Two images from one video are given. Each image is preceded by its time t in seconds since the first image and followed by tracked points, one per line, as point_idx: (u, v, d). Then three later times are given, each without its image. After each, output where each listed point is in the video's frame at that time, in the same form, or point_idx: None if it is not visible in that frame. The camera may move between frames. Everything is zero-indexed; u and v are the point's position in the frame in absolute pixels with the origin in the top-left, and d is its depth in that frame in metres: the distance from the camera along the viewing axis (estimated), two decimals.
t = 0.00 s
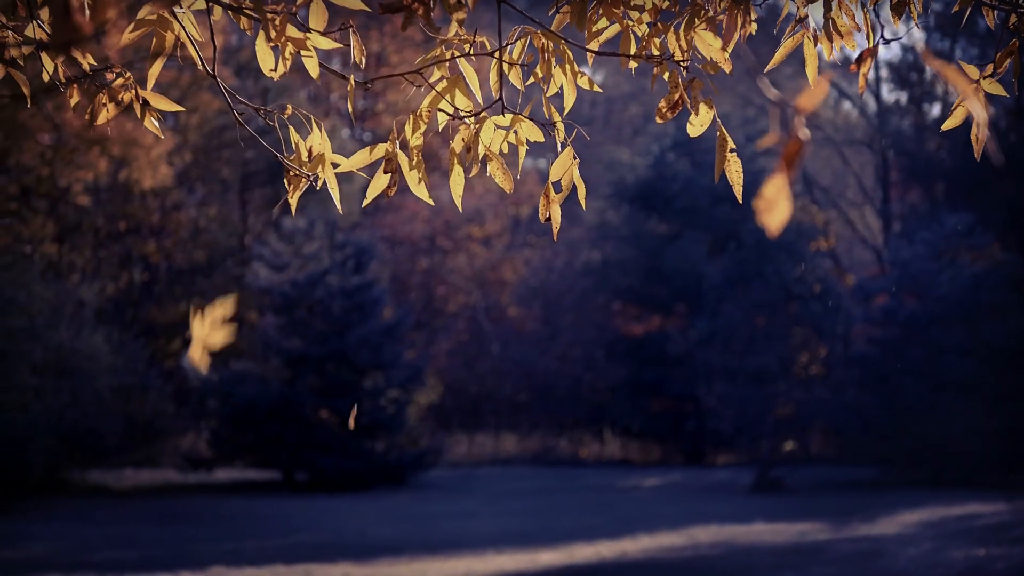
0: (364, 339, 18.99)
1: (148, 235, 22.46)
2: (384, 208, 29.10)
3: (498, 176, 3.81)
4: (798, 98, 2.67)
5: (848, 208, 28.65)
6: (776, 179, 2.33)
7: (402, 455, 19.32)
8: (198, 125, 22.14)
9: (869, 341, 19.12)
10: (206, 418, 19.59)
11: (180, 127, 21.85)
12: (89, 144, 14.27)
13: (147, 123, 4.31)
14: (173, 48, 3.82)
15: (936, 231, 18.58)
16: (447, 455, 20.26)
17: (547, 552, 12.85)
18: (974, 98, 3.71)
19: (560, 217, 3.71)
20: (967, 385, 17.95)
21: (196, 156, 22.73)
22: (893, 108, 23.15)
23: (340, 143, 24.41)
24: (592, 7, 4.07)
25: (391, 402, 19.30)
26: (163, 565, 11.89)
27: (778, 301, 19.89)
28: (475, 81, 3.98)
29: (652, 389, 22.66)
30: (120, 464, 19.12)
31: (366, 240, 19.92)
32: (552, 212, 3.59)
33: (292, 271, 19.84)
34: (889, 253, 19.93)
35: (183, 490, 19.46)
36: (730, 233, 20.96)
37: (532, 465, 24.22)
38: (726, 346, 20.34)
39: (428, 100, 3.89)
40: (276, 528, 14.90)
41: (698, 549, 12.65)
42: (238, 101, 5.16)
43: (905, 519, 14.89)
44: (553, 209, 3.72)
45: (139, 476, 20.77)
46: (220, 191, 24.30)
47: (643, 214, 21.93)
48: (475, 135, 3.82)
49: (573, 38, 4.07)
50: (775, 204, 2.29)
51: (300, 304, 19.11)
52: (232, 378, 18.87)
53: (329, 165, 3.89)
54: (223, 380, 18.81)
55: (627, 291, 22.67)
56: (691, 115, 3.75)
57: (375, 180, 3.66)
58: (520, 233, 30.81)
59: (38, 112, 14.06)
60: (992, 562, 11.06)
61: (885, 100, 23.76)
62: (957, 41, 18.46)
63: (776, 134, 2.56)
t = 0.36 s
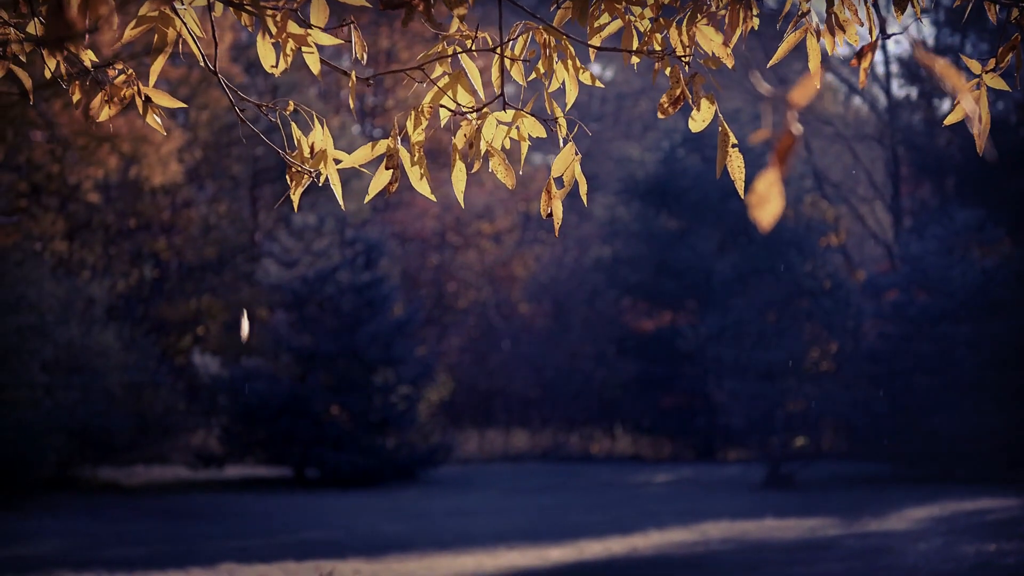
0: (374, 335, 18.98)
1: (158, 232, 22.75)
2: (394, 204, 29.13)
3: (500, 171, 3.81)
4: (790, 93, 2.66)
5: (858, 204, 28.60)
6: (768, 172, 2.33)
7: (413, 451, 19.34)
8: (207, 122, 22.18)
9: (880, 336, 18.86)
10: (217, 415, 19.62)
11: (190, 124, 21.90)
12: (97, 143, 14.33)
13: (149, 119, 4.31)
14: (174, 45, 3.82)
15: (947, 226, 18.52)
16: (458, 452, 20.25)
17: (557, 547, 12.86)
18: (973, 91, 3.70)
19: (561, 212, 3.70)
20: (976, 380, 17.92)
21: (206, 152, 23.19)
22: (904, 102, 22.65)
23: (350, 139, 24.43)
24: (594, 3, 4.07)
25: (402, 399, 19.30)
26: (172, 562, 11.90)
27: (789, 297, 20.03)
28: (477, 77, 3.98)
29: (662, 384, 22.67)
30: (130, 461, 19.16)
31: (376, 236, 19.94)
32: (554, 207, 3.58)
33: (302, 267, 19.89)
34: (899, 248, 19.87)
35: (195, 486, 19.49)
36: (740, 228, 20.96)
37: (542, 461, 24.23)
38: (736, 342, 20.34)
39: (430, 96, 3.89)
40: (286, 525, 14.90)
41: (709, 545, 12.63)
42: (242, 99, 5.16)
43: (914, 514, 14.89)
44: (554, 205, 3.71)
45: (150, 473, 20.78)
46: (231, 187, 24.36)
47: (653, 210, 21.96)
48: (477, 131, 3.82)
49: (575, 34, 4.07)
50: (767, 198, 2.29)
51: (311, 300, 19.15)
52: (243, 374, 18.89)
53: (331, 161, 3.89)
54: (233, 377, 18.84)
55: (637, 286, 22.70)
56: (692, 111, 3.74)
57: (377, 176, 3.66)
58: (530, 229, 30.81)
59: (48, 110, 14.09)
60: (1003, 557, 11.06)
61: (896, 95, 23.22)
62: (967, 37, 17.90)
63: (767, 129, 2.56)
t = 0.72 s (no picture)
0: (385, 330, 18.95)
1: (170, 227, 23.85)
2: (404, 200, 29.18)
3: (501, 166, 3.81)
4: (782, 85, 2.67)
5: (869, 199, 28.58)
6: (760, 167, 2.34)
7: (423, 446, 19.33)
8: (217, 117, 22.16)
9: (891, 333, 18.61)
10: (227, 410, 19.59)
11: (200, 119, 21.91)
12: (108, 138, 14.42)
13: (151, 114, 4.31)
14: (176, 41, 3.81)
15: (958, 221, 18.39)
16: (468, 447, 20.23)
17: (566, 542, 12.85)
18: (976, 87, 3.69)
19: (562, 207, 3.69)
20: (984, 377, 17.85)
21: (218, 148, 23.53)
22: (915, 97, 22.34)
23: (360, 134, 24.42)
24: None
25: (412, 393, 19.30)
26: (180, 557, 11.87)
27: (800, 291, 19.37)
28: (478, 71, 3.97)
29: (673, 379, 22.68)
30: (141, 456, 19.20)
31: (386, 231, 19.93)
32: (555, 203, 3.57)
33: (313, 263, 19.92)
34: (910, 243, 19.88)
35: (205, 481, 19.48)
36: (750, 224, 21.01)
37: (553, 457, 24.18)
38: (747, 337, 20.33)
39: (430, 92, 3.88)
40: (296, 521, 14.86)
41: (717, 540, 12.62)
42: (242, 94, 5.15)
43: (925, 510, 14.86)
44: (555, 200, 3.71)
45: (160, 468, 20.78)
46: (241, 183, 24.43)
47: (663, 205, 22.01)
48: (478, 125, 3.81)
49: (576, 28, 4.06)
50: (759, 193, 2.30)
51: (321, 295, 19.14)
52: (253, 369, 18.87)
53: (333, 155, 3.88)
54: (243, 372, 18.82)
55: (647, 281, 22.98)
56: (694, 106, 3.73)
57: (378, 170, 3.65)
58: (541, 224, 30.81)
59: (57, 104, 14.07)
60: (1013, 553, 11.04)
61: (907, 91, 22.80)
62: (978, 34, 17.01)
63: (759, 123, 2.56)
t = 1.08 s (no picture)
0: (399, 328, 18.95)
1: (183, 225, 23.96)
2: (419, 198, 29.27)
3: (506, 163, 3.80)
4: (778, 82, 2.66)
5: (884, 195, 28.54)
6: (753, 165, 2.34)
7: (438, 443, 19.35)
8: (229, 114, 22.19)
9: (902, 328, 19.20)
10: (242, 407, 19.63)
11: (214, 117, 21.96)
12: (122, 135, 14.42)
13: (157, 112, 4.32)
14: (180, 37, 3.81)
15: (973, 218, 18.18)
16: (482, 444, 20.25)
17: (579, 541, 12.81)
18: (983, 83, 3.66)
19: (568, 204, 3.68)
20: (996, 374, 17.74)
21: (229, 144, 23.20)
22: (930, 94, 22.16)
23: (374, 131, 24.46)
24: None
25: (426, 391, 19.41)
26: (192, 556, 11.85)
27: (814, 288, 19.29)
28: (483, 68, 3.96)
29: (688, 376, 22.69)
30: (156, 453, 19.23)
31: (401, 228, 19.93)
32: (561, 199, 3.56)
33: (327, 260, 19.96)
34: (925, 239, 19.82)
35: (220, 478, 19.51)
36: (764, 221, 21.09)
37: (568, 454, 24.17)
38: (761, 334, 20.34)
39: (435, 89, 3.88)
40: (308, 518, 14.86)
41: (731, 537, 12.59)
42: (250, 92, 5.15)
43: (939, 507, 14.82)
44: (560, 197, 3.70)
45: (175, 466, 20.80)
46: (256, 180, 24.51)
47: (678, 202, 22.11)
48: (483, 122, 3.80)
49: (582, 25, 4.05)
50: (752, 190, 2.30)
51: (336, 292, 19.15)
52: (268, 366, 18.90)
53: (339, 152, 3.88)
54: (257, 369, 18.85)
55: (660, 279, 23.01)
56: (698, 103, 3.73)
57: (383, 167, 3.64)
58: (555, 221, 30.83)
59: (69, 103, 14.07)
60: None
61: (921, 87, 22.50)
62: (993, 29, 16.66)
63: (754, 118, 2.56)
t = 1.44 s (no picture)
0: (412, 329, 18.94)
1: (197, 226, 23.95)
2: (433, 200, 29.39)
3: (510, 164, 3.80)
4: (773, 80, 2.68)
5: (898, 197, 28.49)
6: (747, 166, 2.37)
7: (451, 444, 19.35)
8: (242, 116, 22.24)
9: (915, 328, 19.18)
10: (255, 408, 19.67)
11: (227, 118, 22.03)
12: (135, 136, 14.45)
13: (162, 113, 4.32)
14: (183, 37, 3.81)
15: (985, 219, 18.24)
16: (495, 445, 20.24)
17: (588, 542, 12.81)
18: (988, 83, 3.65)
19: (571, 205, 3.68)
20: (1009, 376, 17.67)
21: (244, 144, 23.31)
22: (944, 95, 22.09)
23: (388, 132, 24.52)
24: None
25: (440, 392, 19.33)
26: (203, 556, 11.87)
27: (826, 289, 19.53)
28: (488, 68, 3.96)
29: (702, 378, 22.68)
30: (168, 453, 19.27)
31: (414, 230, 19.92)
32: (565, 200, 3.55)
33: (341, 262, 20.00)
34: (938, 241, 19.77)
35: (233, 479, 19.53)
36: (778, 222, 21.12)
37: (581, 455, 24.15)
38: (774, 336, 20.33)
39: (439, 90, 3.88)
40: (320, 519, 14.85)
41: (742, 538, 12.58)
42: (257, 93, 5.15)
43: (952, 509, 14.77)
44: (563, 198, 3.69)
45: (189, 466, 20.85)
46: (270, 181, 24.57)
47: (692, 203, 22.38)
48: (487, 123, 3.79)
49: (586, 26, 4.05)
50: (746, 191, 2.33)
51: (349, 293, 19.18)
52: (281, 368, 18.92)
53: (343, 154, 3.88)
54: (270, 370, 18.87)
55: (676, 280, 22.99)
56: (702, 103, 3.71)
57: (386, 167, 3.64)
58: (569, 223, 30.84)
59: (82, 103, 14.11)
60: None
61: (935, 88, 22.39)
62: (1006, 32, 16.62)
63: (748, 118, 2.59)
